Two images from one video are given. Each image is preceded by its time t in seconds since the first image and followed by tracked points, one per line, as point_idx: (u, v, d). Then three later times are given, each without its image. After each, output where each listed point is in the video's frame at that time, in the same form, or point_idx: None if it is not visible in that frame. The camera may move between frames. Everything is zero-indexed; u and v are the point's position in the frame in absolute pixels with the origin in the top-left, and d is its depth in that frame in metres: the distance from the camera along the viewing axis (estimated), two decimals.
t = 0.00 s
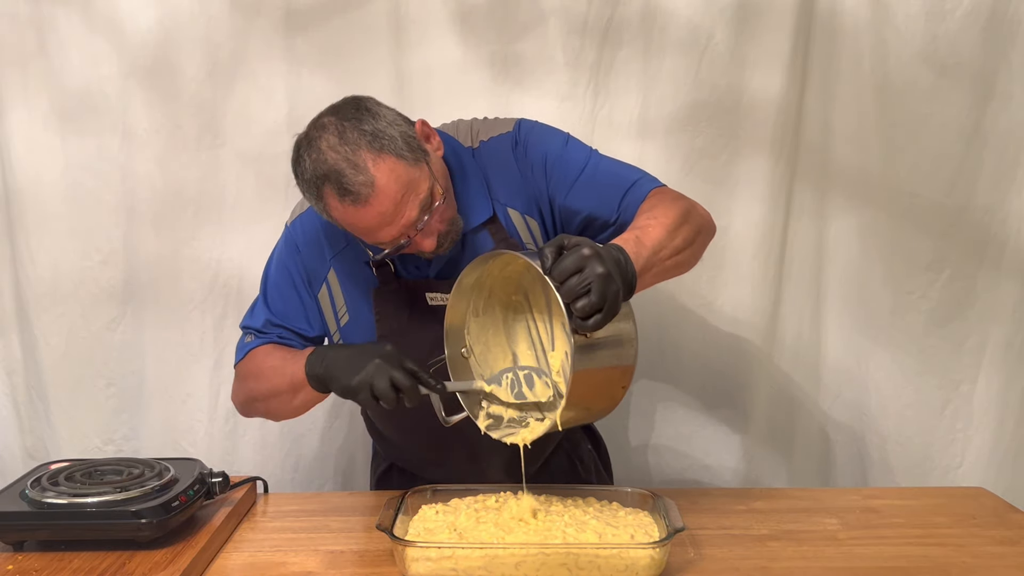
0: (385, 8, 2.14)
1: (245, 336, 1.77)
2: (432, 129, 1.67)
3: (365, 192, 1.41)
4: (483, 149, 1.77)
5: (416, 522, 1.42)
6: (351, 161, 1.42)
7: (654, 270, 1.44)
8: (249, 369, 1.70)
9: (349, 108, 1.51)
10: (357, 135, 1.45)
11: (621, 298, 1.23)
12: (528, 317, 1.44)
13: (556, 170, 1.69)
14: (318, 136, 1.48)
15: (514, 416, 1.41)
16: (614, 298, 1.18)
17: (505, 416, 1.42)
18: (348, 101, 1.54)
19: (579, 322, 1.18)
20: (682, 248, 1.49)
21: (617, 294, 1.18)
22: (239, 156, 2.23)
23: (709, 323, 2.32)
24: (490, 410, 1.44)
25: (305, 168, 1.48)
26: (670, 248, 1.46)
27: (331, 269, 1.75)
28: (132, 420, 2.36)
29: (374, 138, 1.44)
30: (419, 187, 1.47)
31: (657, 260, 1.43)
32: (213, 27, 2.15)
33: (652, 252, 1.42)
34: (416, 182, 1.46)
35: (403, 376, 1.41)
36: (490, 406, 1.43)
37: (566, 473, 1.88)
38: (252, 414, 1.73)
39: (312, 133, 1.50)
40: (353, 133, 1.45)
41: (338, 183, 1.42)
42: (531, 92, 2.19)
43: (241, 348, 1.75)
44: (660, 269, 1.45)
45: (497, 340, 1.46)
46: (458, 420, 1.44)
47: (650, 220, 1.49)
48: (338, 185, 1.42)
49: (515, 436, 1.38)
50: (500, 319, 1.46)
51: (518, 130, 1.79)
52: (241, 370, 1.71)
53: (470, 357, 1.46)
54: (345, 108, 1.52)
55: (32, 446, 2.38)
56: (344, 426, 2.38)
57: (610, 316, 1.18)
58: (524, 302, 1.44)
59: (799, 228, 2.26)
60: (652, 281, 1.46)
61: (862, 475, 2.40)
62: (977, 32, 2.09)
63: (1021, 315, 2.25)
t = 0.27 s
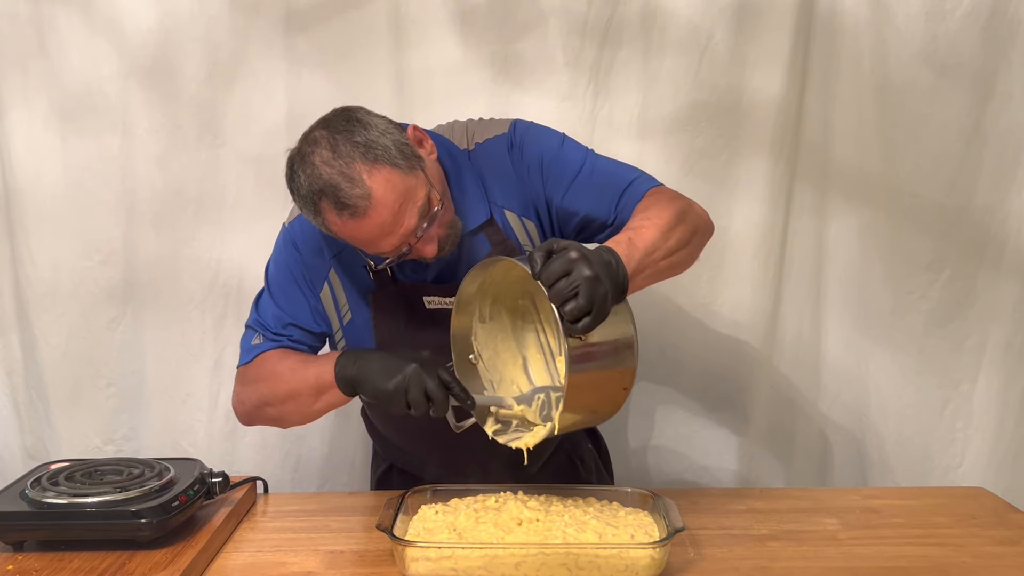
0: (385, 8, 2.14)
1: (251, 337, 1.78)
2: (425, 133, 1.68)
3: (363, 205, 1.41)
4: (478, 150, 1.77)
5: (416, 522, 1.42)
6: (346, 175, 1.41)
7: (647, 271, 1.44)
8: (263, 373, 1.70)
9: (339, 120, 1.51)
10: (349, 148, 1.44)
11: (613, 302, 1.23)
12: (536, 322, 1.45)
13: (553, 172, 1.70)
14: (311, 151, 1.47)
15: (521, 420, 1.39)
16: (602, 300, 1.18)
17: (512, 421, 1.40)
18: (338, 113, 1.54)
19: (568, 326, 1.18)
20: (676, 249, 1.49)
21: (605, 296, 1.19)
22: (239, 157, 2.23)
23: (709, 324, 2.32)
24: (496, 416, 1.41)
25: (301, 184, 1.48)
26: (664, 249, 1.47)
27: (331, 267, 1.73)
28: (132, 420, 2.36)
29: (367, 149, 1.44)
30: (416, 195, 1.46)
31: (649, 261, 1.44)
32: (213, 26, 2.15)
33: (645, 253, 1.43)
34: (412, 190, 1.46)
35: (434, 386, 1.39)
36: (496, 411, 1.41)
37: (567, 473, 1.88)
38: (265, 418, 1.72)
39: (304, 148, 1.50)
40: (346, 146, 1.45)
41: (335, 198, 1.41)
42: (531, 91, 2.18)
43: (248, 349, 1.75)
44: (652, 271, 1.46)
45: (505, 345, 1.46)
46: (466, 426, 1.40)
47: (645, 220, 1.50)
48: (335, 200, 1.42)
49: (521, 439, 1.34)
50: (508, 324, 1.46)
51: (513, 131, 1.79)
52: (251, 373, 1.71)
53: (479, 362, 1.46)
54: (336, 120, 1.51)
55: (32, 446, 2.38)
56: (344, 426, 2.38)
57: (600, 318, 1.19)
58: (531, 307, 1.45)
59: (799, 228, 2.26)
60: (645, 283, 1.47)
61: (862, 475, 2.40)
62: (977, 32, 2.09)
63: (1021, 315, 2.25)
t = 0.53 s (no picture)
0: (385, 8, 2.14)
1: (248, 341, 1.79)
2: (426, 134, 1.68)
3: (370, 210, 1.40)
4: (480, 152, 1.77)
5: (416, 522, 1.42)
6: (353, 180, 1.41)
7: (653, 269, 1.44)
8: (255, 373, 1.70)
9: (343, 125, 1.50)
10: (355, 152, 1.44)
11: (621, 298, 1.23)
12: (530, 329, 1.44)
13: (555, 173, 1.70)
14: (316, 157, 1.47)
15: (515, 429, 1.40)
16: (611, 296, 1.18)
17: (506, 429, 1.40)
18: (340, 117, 1.53)
19: (577, 321, 1.18)
20: (682, 247, 1.50)
21: (614, 291, 1.19)
22: (240, 157, 2.22)
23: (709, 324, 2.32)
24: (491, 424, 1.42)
25: (306, 191, 1.47)
26: (670, 247, 1.47)
27: (330, 275, 1.74)
28: (132, 420, 2.36)
29: (372, 153, 1.44)
30: (423, 197, 1.47)
31: (656, 260, 1.44)
32: (213, 26, 2.15)
33: (651, 252, 1.43)
34: (419, 193, 1.46)
35: (397, 357, 1.42)
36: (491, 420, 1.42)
37: (567, 473, 1.88)
38: (261, 418, 1.72)
39: (308, 154, 1.49)
40: (351, 150, 1.44)
41: (342, 203, 1.41)
42: (531, 91, 2.18)
43: (245, 352, 1.75)
44: (659, 269, 1.46)
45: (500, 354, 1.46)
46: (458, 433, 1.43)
47: (648, 220, 1.50)
48: (342, 205, 1.41)
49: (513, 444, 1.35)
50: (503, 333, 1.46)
51: (515, 133, 1.79)
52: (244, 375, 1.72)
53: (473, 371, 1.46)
54: (339, 125, 1.51)
55: (32, 446, 2.38)
56: (343, 427, 2.38)
57: (608, 313, 1.19)
58: (526, 315, 1.44)
59: (799, 228, 2.26)
60: (652, 281, 1.46)
61: (862, 475, 2.40)
62: (977, 32, 2.09)
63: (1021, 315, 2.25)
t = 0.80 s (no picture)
0: (385, 8, 2.14)
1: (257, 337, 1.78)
2: (424, 134, 1.67)
3: (367, 208, 1.41)
4: (477, 153, 1.77)
5: (415, 522, 1.42)
6: (350, 178, 1.41)
7: (644, 273, 1.45)
8: (269, 370, 1.70)
9: (341, 124, 1.51)
10: (352, 151, 1.44)
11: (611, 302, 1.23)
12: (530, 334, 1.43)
13: (553, 175, 1.70)
14: (314, 156, 1.47)
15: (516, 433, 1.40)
16: (602, 297, 1.19)
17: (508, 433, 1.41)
18: (339, 116, 1.54)
19: (567, 323, 1.18)
20: (676, 251, 1.50)
21: (605, 293, 1.19)
22: (239, 157, 2.23)
23: (709, 324, 2.32)
24: (494, 428, 1.43)
25: (304, 189, 1.47)
26: (663, 251, 1.47)
27: (332, 272, 1.73)
28: (132, 420, 2.36)
29: (370, 152, 1.44)
30: (420, 197, 1.47)
31: (649, 263, 1.44)
32: (213, 26, 2.15)
33: (644, 255, 1.43)
34: (416, 192, 1.46)
35: (430, 353, 1.39)
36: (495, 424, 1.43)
37: (567, 473, 1.88)
38: (278, 416, 1.71)
39: (306, 152, 1.50)
40: (349, 149, 1.45)
41: (339, 202, 1.41)
42: (531, 91, 2.18)
43: (254, 351, 1.75)
44: (651, 272, 1.46)
45: (501, 358, 1.46)
46: (463, 438, 1.45)
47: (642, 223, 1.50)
48: (339, 204, 1.41)
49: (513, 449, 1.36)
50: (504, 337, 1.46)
51: (513, 134, 1.78)
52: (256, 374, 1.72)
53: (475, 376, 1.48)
54: (337, 123, 1.51)
55: (32, 446, 2.38)
56: (344, 427, 2.38)
57: (600, 314, 1.19)
58: (527, 319, 1.44)
59: (799, 228, 2.26)
60: (644, 283, 1.47)
61: (862, 475, 2.40)
62: (977, 32, 2.09)
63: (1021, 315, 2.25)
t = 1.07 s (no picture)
0: (385, 8, 2.14)
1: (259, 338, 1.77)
2: (425, 132, 1.67)
3: (367, 203, 1.41)
4: (477, 152, 1.77)
5: (415, 522, 1.42)
6: (350, 173, 1.41)
7: (646, 266, 1.45)
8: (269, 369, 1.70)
9: (342, 120, 1.51)
10: (353, 146, 1.44)
11: (615, 293, 1.24)
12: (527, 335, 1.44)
13: (553, 173, 1.70)
14: (314, 151, 1.47)
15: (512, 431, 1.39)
16: (604, 285, 1.20)
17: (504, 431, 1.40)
18: (340, 112, 1.54)
19: (570, 312, 1.20)
20: (676, 245, 1.51)
21: (607, 281, 1.20)
22: (240, 157, 2.23)
23: (709, 324, 2.32)
24: (490, 427, 1.42)
25: (304, 184, 1.48)
26: (664, 244, 1.48)
27: (332, 271, 1.73)
28: (132, 420, 2.36)
29: (370, 147, 1.44)
30: (420, 193, 1.47)
31: (649, 255, 1.45)
32: (213, 26, 2.14)
33: (645, 248, 1.44)
34: (416, 188, 1.46)
35: (409, 343, 1.38)
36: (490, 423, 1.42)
37: (567, 473, 1.88)
38: (279, 415, 1.71)
39: (307, 147, 1.50)
40: (349, 144, 1.45)
41: (339, 196, 1.41)
42: (531, 91, 2.18)
43: (254, 351, 1.75)
44: (653, 265, 1.47)
45: (496, 360, 1.46)
46: (459, 436, 1.43)
47: (643, 218, 1.51)
48: (339, 198, 1.41)
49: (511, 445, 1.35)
50: (499, 339, 1.47)
51: (513, 133, 1.78)
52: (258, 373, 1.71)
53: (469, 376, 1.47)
54: (338, 119, 1.51)
55: (32, 446, 2.38)
56: (344, 427, 2.38)
57: (602, 303, 1.20)
58: (524, 320, 1.45)
59: (799, 228, 2.26)
60: (646, 277, 1.47)
61: (862, 475, 2.40)
62: (977, 32, 2.09)
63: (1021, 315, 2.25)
